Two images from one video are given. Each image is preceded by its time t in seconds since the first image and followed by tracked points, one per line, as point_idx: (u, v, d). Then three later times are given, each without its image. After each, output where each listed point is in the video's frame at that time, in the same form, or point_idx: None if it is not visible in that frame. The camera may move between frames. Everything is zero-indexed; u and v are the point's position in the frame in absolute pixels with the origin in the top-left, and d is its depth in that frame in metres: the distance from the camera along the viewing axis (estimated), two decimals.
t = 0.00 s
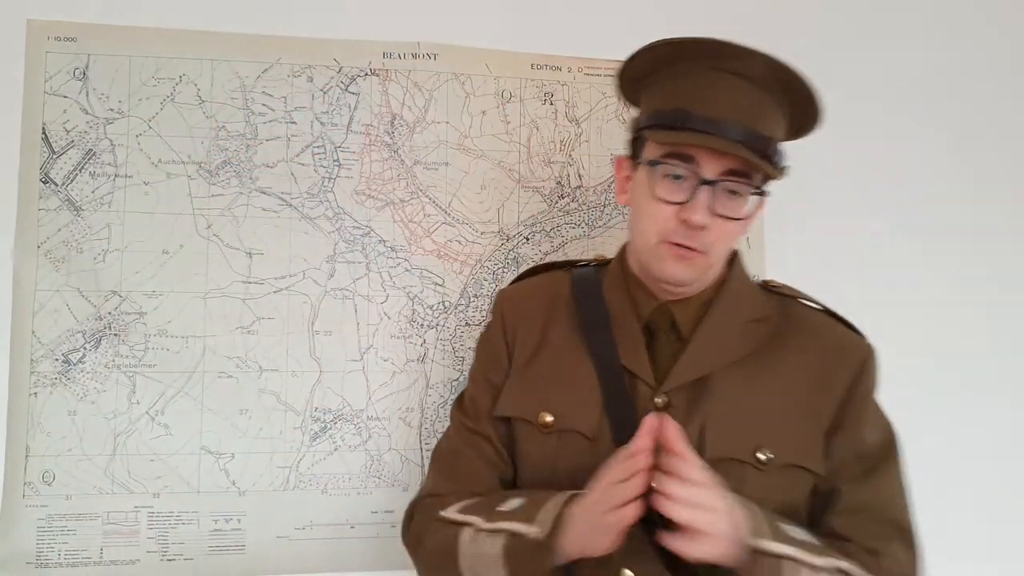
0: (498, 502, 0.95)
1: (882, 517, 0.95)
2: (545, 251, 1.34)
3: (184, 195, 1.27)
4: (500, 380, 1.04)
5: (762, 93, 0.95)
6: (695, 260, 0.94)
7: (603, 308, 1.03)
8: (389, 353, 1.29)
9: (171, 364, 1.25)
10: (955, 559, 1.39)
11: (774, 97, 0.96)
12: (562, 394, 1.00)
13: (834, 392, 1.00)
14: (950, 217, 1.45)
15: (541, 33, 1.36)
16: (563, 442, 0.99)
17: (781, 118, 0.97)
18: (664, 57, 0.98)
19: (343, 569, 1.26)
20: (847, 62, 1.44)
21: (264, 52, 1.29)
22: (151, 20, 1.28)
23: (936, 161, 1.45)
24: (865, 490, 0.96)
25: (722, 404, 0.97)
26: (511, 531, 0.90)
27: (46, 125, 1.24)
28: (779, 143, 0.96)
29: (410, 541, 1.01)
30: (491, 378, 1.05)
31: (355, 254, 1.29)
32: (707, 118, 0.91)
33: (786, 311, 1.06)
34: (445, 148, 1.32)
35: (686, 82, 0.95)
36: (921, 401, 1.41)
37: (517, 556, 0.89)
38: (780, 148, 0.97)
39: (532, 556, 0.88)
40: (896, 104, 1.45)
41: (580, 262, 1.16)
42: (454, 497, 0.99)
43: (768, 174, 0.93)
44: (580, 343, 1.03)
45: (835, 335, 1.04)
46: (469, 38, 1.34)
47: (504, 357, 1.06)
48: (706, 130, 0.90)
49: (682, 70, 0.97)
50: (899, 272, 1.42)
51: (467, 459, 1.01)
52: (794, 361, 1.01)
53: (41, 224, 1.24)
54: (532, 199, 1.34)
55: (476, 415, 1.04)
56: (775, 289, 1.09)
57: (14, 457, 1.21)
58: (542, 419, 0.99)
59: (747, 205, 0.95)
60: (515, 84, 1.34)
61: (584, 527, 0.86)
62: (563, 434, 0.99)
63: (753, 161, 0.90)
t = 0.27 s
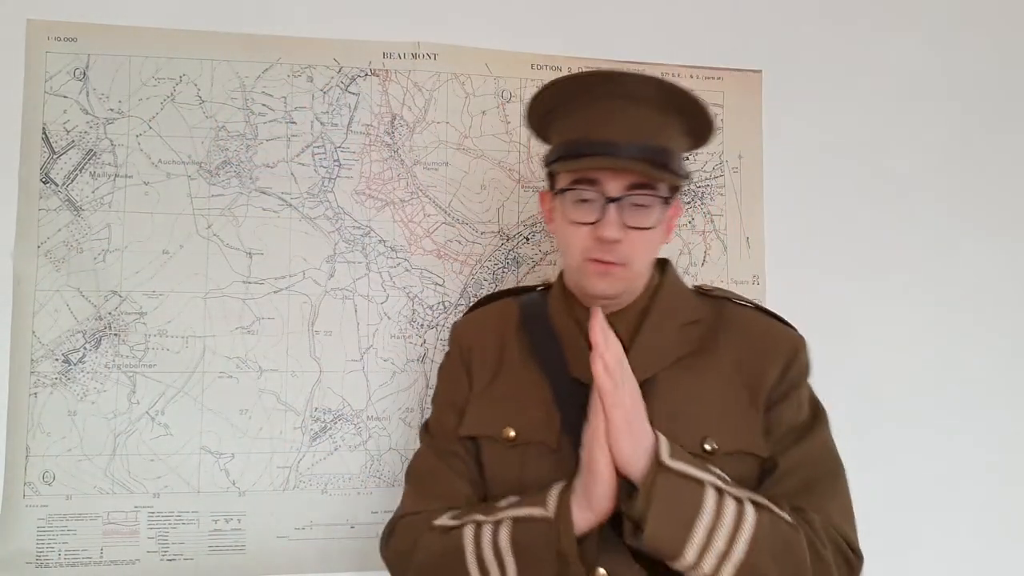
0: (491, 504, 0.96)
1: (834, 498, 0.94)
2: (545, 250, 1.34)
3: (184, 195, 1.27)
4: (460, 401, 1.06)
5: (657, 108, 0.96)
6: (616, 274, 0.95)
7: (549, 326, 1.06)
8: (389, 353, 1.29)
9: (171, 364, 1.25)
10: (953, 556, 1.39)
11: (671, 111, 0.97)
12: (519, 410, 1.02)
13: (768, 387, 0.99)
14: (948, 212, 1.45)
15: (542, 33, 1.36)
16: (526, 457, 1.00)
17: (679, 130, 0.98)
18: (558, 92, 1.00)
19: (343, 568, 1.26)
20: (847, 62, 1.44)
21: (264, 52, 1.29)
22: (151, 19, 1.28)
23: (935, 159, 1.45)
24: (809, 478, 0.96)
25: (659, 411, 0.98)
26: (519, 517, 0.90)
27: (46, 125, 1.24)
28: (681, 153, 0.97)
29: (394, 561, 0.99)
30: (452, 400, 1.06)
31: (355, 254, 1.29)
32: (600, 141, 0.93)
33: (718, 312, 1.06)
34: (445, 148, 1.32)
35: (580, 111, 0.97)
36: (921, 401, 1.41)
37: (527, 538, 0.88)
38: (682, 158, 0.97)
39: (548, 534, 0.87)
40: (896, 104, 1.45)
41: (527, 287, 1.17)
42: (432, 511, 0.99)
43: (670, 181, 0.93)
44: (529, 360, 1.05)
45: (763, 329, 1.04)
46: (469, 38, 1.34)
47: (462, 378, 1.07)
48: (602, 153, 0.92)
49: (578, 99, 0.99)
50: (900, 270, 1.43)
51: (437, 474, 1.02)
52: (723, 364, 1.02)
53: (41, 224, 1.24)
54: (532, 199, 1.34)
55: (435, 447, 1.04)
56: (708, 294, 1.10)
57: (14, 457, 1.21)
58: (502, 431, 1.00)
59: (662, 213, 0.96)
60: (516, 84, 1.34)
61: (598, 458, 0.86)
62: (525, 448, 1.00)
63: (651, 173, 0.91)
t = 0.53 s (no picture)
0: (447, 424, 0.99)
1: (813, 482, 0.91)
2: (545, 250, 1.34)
3: (184, 195, 1.26)
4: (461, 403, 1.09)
5: (631, 119, 1.01)
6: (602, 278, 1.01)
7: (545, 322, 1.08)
8: (388, 352, 1.29)
9: (171, 364, 1.25)
10: (952, 556, 1.39)
11: (645, 121, 1.02)
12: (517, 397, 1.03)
13: (747, 379, 0.99)
14: (949, 212, 1.45)
15: (542, 33, 1.36)
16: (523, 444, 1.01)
17: (655, 138, 1.03)
18: (539, 107, 1.06)
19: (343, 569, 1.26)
20: (847, 62, 1.44)
21: (264, 52, 1.29)
22: (151, 19, 1.27)
23: (935, 159, 1.45)
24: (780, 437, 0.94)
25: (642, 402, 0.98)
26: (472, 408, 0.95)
27: (46, 124, 1.24)
28: (659, 160, 1.02)
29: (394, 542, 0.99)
30: (452, 402, 1.09)
31: (355, 254, 1.29)
32: (580, 155, 0.98)
33: (701, 308, 1.07)
34: (445, 148, 1.32)
35: (560, 126, 1.02)
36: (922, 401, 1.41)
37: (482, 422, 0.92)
38: (660, 164, 1.02)
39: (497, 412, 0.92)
40: (896, 104, 1.45)
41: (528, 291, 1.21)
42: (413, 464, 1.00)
43: (649, 189, 0.99)
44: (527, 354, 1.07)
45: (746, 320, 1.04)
46: (469, 38, 1.34)
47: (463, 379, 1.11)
48: (583, 166, 0.98)
49: (559, 114, 1.04)
50: (900, 269, 1.43)
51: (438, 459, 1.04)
52: (704, 356, 1.02)
53: (41, 224, 1.24)
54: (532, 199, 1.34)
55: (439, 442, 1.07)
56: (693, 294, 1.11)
57: (14, 457, 1.21)
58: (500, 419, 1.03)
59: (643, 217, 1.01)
60: (516, 84, 1.34)
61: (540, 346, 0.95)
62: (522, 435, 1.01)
63: (629, 184, 0.97)
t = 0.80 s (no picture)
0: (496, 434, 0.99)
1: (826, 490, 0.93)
2: (545, 250, 1.34)
3: (184, 195, 1.27)
4: (484, 407, 1.08)
5: (647, 114, 1.03)
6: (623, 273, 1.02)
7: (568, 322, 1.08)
8: (388, 352, 1.29)
9: (171, 364, 1.25)
10: (952, 555, 1.39)
11: (663, 117, 1.04)
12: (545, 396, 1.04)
13: (767, 384, 0.98)
14: (949, 212, 1.45)
15: (542, 33, 1.36)
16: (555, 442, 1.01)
17: (673, 133, 1.04)
18: (556, 109, 1.08)
19: (343, 569, 1.26)
20: (846, 62, 1.44)
21: (264, 52, 1.29)
22: (151, 19, 1.28)
23: (935, 159, 1.46)
24: (792, 464, 0.93)
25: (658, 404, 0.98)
26: (523, 417, 0.95)
27: (46, 125, 1.24)
28: (677, 154, 1.03)
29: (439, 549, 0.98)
30: (478, 402, 1.08)
31: (355, 254, 1.29)
32: (596, 149, 1.00)
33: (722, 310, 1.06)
34: (444, 148, 1.32)
35: (576, 123, 1.04)
36: (921, 401, 1.41)
37: (536, 432, 0.92)
38: (678, 157, 1.04)
39: (550, 421, 0.92)
40: (896, 104, 1.45)
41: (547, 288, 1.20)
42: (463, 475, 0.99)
43: (666, 180, 1.00)
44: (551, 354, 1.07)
45: (767, 326, 1.03)
46: (469, 39, 1.34)
47: (485, 382, 1.10)
48: (600, 158, 0.99)
49: (576, 111, 1.06)
50: (900, 269, 1.43)
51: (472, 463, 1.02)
52: (723, 360, 1.02)
53: (41, 224, 1.24)
54: (532, 199, 1.35)
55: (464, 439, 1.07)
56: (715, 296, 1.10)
57: (14, 457, 1.21)
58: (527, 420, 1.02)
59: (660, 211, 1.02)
60: (516, 84, 1.34)
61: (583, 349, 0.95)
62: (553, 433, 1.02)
63: (645, 174, 0.98)
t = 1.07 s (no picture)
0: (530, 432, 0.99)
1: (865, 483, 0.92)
2: (545, 250, 1.34)
3: (184, 195, 1.27)
4: (512, 402, 1.07)
5: (681, 111, 1.02)
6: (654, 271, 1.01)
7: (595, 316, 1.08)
8: (389, 352, 1.29)
9: (171, 364, 1.25)
10: (953, 555, 1.39)
11: (696, 114, 1.03)
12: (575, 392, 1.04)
13: (801, 377, 0.98)
14: (949, 211, 1.45)
15: (542, 33, 1.36)
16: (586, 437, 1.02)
17: (706, 130, 1.04)
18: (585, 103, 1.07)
19: (342, 569, 1.26)
20: (846, 62, 1.45)
21: (264, 53, 1.29)
22: (151, 19, 1.28)
23: (936, 159, 1.46)
24: (830, 457, 0.92)
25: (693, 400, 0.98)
26: (558, 415, 0.95)
27: (46, 124, 1.24)
28: (709, 152, 1.03)
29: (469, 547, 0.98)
30: (504, 398, 1.08)
31: (355, 254, 1.29)
32: (629, 147, 0.99)
33: (751, 303, 1.06)
34: (444, 148, 1.32)
35: (608, 119, 1.04)
36: (921, 401, 1.41)
37: (574, 431, 0.93)
38: (710, 155, 1.03)
39: (588, 419, 0.92)
40: (896, 104, 1.45)
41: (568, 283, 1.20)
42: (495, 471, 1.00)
43: (699, 179, 0.99)
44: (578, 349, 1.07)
45: (796, 315, 1.03)
46: (469, 38, 1.34)
47: (512, 377, 1.09)
48: (631, 155, 0.99)
49: (605, 108, 1.05)
50: (900, 269, 1.43)
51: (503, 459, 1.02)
52: (754, 354, 1.02)
53: (41, 224, 1.24)
54: (532, 199, 1.35)
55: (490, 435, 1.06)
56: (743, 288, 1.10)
57: (14, 457, 1.21)
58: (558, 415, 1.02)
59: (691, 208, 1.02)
60: (516, 84, 1.34)
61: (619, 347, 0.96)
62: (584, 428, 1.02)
63: (679, 173, 0.98)
